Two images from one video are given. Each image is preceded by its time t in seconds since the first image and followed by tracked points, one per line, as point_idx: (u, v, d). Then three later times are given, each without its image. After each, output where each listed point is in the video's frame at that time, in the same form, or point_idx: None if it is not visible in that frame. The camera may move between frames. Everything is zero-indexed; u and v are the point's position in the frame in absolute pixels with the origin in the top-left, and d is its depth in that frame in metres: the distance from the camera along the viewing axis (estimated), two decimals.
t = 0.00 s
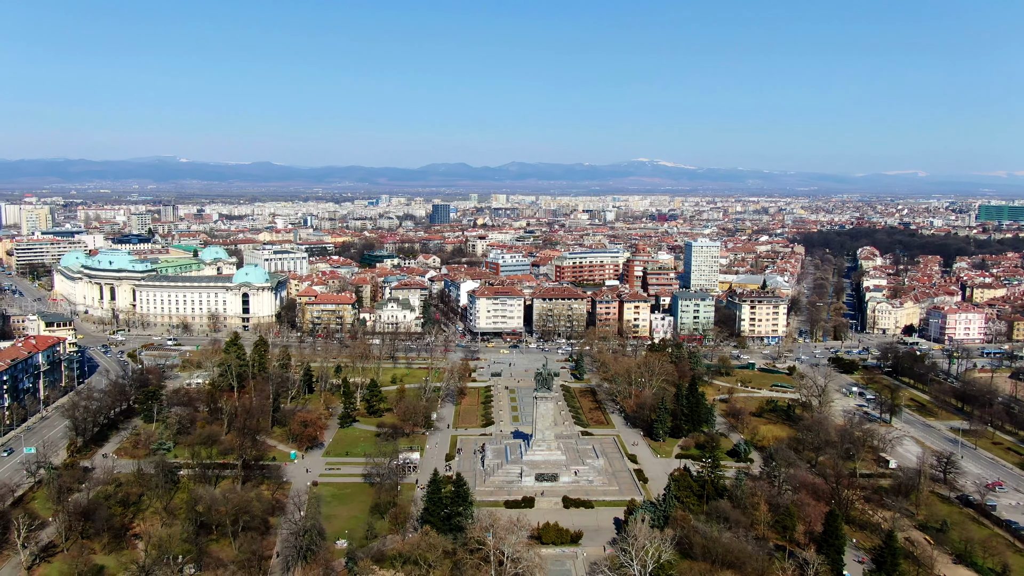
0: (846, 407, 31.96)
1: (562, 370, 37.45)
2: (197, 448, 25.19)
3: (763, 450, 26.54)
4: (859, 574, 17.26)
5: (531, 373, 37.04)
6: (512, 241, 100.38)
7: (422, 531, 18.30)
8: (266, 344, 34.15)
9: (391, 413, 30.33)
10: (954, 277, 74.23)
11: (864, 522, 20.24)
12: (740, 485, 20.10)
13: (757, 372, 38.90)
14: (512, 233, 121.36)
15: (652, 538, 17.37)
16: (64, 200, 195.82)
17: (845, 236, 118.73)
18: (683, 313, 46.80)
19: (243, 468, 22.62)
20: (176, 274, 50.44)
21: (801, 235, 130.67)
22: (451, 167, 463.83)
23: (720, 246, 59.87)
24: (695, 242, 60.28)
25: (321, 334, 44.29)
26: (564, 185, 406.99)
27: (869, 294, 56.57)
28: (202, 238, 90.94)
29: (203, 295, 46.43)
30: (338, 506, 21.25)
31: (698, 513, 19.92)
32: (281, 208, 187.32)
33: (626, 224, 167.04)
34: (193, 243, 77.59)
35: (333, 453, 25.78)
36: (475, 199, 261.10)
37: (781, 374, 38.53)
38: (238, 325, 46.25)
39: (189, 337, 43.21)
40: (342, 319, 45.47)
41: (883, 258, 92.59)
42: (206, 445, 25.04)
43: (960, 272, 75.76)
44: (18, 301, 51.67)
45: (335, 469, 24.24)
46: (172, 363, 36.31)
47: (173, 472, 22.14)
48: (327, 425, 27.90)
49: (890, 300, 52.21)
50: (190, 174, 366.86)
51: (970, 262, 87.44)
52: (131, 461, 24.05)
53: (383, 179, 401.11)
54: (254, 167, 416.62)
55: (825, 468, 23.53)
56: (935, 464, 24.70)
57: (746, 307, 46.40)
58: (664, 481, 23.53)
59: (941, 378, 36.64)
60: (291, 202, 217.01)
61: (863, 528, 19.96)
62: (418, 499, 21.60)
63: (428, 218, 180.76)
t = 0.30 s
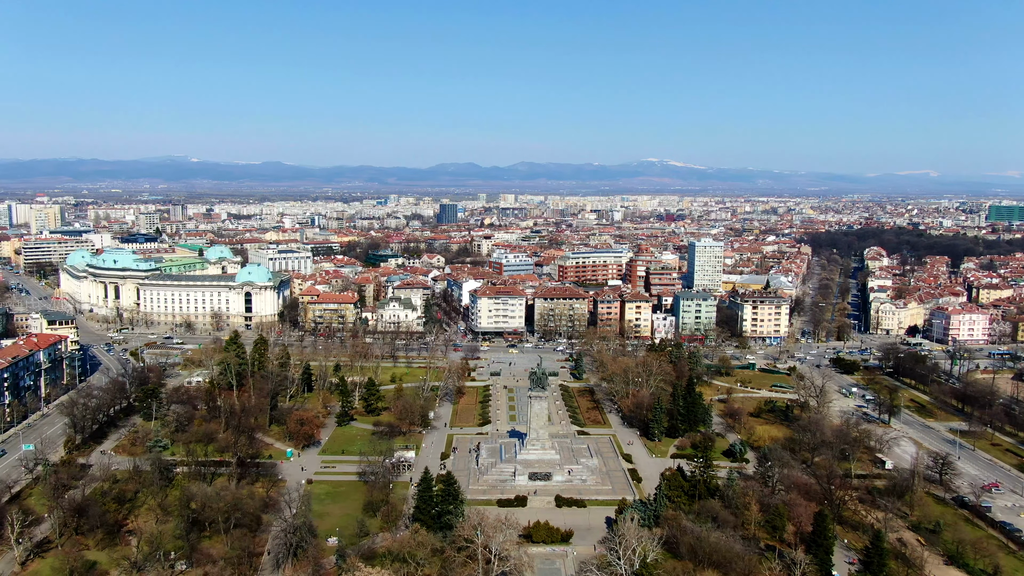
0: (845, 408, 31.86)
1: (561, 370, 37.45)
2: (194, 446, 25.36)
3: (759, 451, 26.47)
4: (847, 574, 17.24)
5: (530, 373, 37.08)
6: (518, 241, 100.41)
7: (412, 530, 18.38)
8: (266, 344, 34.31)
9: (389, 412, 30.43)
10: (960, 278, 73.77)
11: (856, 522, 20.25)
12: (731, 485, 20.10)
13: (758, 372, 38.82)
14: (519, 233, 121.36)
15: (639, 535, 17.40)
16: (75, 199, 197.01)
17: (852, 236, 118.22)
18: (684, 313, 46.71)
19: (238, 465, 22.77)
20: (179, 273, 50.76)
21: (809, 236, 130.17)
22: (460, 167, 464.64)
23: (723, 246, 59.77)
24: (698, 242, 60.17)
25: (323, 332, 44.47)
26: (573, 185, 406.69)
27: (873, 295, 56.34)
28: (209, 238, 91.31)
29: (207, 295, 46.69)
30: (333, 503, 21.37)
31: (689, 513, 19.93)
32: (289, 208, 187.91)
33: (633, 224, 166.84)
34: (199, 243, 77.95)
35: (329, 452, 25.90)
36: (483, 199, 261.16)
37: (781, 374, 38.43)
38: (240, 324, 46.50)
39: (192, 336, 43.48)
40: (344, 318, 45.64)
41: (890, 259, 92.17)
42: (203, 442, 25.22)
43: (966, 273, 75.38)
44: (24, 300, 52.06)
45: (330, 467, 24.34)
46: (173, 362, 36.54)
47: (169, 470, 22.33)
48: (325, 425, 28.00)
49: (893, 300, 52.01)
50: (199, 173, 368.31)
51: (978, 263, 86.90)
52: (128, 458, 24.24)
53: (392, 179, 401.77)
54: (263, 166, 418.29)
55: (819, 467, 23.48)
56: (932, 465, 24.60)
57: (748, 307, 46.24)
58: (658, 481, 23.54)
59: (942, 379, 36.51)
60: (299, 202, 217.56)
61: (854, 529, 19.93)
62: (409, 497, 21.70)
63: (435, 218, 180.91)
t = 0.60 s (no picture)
0: (844, 409, 31.77)
1: (561, 369, 37.47)
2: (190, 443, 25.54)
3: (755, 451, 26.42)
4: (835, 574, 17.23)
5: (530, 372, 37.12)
6: (524, 241, 100.39)
7: (402, 528, 18.48)
8: (266, 343, 34.47)
9: (387, 411, 30.54)
10: (967, 280, 73.28)
11: (849, 523, 20.21)
12: (723, 484, 20.09)
13: (758, 372, 38.72)
14: (526, 233, 121.35)
15: (628, 535, 17.43)
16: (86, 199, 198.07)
17: (861, 236, 117.64)
18: (686, 313, 46.62)
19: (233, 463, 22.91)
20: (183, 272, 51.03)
21: (817, 236, 129.61)
22: (470, 167, 465.20)
23: (727, 247, 59.63)
24: (702, 242, 60.02)
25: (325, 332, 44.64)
26: (582, 185, 406.38)
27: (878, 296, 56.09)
28: (215, 237, 91.63)
29: (210, 294, 46.94)
30: (327, 501, 21.49)
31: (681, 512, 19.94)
32: (298, 208, 188.36)
33: (641, 224, 166.54)
34: (205, 242, 78.33)
35: (326, 450, 26.03)
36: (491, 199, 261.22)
37: (781, 375, 38.33)
38: (243, 324, 46.71)
39: (195, 336, 43.72)
40: (346, 318, 45.79)
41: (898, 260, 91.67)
42: (199, 439, 25.41)
43: (974, 274, 74.92)
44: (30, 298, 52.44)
45: (326, 466, 24.46)
46: (175, 361, 36.77)
47: (165, 467, 22.51)
48: (322, 424, 28.12)
49: (897, 301, 51.75)
50: (210, 173, 369.78)
51: (986, 264, 86.28)
52: (125, 456, 24.44)
53: (402, 179, 402.48)
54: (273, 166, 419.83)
55: (814, 467, 23.41)
56: (929, 466, 24.49)
57: (750, 308, 46.10)
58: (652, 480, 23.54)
59: (943, 380, 36.32)
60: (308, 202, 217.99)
61: (847, 530, 19.91)
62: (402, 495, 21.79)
63: (443, 218, 180.98)
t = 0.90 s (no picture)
0: (842, 410, 31.67)
1: (561, 369, 37.50)
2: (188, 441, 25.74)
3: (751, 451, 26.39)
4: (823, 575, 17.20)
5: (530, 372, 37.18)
6: (530, 241, 100.42)
7: (393, 526, 18.57)
8: (266, 342, 34.65)
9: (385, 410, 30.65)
10: (975, 280, 72.75)
11: (842, 524, 20.16)
12: (715, 484, 20.09)
13: (759, 373, 38.62)
14: (533, 233, 121.41)
15: (617, 534, 17.46)
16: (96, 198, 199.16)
17: (869, 237, 117.05)
18: (689, 313, 46.55)
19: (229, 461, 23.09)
20: (188, 271, 51.31)
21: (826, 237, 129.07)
22: (480, 167, 465.63)
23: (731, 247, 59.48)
24: (706, 242, 59.85)
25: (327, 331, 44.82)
26: (592, 184, 405.97)
27: (883, 297, 55.83)
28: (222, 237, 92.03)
29: (214, 293, 47.19)
30: (320, 499, 21.61)
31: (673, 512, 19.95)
32: (307, 207, 188.90)
33: (649, 224, 166.25)
34: (212, 241, 78.65)
35: (323, 449, 26.16)
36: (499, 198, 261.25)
37: (783, 375, 38.24)
38: (247, 323, 46.95)
39: (198, 334, 43.98)
40: (349, 317, 45.97)
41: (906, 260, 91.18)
42: (197, 437, 25.59)
43: (982, 274, 74.45)
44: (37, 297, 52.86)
45: (322, 464, 24.59)
46: (177, 359, 37.01)
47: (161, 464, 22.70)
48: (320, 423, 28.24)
49: (902, 302, 51.49)
50: (220, 173, 371.39)
51: (995, 265, 85.66)
52: (122, 453, 24.64)
53: (411, 179, 403.03)
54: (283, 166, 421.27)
55: (809, 468, 23.36)
56: (925, 467, 24.38)
57: (753, 308, 45.96)
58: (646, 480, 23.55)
59: (945, 381, 36.12)
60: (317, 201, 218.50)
61: (839, 530, 19.88)
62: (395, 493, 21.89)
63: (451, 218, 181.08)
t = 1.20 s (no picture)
0: (842, 411, 31.55)
1: (560, 369, 37.54)
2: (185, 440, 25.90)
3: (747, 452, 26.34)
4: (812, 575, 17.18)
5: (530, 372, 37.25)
6: (536, 241, 100.49)
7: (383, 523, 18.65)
8: (266, 341, 34.84)
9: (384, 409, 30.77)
10: (982, 282, 72.43)
11: (835, 526, 20.11)
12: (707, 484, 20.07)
13: (760, 373, 38.52)
14: (539, 233, 121.52)
15: (607, 533, 17.48)
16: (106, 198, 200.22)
17: (877, 237, 116.58)
18: (691, 313, 46.49)
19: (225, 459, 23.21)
20: (192, 270, 51.59)
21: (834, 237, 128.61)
22: (489, 167, 466.04)
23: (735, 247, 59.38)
24: (709, 242, 59.77)
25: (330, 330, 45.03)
26: (601, 184, 405.70)
27: (887, 297, 55.63)
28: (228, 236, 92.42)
29: (217, 292, 47.41)
30: (315, 497, 21.70)
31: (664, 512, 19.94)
32: (315, 207, 189.48)
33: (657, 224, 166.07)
34: (218, 241, 78.98)
35: (319, 447, 26.27)
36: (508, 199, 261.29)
37: (783, 376, 38.15)
38: (250, 322, 47.19)
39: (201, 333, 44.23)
40: (351, 317, 46.18)
41: (913, 261, 90.78)
42: (195, 436, 25.78)
43: (989, 275, 74.04)
44: (43, 297, 53.25)
45: (318, 462, 24.69)
46: (179, 358, 37.27)
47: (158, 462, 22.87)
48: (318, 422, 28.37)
49: (906, 303, 51.28)
50: (229, 173, 372.93)
51: (1004, 266, 85.15)
52: (120, 450, 24.85)
53: (420, 179, 403.83)
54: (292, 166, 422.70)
55: (804, 468, 23.31)
56: (921, 469, 24.27)
57: (755, 308, 45.84)
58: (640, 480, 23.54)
59: (947, 382, 35.95)
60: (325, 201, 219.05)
61: (831, 532, 19.83)
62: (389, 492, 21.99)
63: (459, 218, 181.34)
